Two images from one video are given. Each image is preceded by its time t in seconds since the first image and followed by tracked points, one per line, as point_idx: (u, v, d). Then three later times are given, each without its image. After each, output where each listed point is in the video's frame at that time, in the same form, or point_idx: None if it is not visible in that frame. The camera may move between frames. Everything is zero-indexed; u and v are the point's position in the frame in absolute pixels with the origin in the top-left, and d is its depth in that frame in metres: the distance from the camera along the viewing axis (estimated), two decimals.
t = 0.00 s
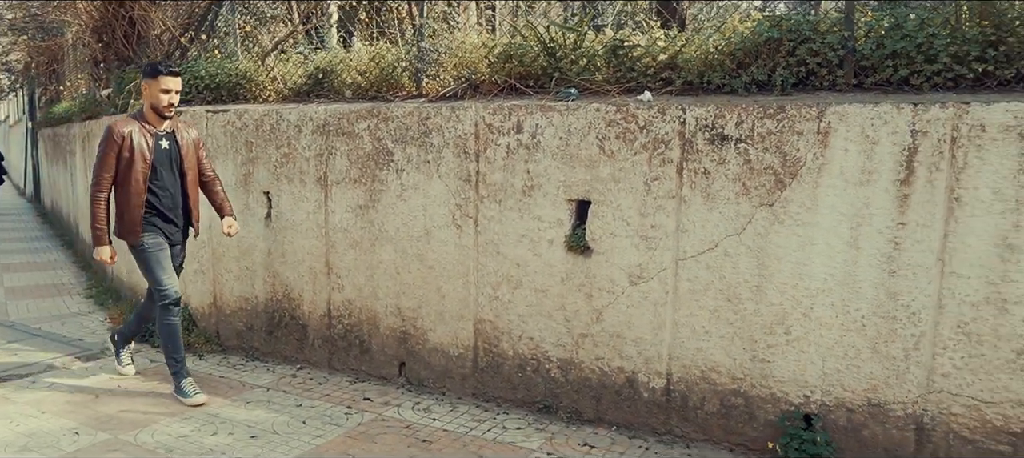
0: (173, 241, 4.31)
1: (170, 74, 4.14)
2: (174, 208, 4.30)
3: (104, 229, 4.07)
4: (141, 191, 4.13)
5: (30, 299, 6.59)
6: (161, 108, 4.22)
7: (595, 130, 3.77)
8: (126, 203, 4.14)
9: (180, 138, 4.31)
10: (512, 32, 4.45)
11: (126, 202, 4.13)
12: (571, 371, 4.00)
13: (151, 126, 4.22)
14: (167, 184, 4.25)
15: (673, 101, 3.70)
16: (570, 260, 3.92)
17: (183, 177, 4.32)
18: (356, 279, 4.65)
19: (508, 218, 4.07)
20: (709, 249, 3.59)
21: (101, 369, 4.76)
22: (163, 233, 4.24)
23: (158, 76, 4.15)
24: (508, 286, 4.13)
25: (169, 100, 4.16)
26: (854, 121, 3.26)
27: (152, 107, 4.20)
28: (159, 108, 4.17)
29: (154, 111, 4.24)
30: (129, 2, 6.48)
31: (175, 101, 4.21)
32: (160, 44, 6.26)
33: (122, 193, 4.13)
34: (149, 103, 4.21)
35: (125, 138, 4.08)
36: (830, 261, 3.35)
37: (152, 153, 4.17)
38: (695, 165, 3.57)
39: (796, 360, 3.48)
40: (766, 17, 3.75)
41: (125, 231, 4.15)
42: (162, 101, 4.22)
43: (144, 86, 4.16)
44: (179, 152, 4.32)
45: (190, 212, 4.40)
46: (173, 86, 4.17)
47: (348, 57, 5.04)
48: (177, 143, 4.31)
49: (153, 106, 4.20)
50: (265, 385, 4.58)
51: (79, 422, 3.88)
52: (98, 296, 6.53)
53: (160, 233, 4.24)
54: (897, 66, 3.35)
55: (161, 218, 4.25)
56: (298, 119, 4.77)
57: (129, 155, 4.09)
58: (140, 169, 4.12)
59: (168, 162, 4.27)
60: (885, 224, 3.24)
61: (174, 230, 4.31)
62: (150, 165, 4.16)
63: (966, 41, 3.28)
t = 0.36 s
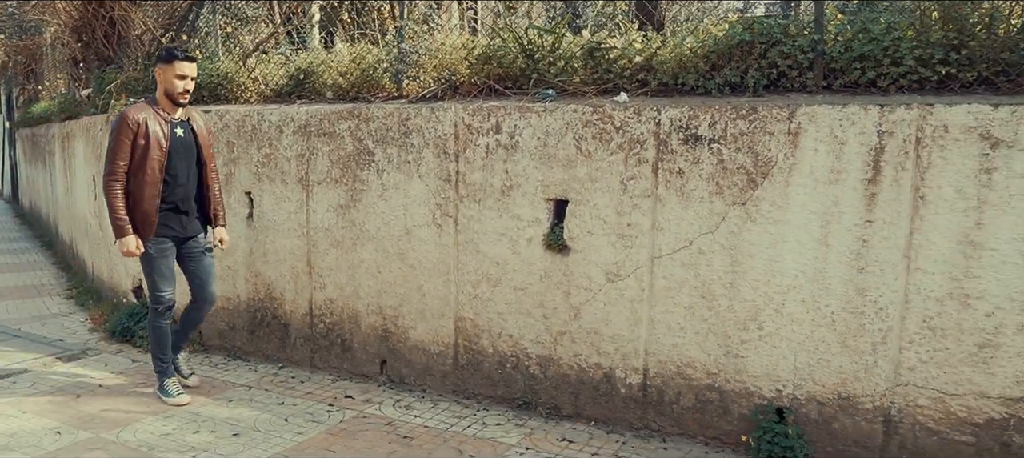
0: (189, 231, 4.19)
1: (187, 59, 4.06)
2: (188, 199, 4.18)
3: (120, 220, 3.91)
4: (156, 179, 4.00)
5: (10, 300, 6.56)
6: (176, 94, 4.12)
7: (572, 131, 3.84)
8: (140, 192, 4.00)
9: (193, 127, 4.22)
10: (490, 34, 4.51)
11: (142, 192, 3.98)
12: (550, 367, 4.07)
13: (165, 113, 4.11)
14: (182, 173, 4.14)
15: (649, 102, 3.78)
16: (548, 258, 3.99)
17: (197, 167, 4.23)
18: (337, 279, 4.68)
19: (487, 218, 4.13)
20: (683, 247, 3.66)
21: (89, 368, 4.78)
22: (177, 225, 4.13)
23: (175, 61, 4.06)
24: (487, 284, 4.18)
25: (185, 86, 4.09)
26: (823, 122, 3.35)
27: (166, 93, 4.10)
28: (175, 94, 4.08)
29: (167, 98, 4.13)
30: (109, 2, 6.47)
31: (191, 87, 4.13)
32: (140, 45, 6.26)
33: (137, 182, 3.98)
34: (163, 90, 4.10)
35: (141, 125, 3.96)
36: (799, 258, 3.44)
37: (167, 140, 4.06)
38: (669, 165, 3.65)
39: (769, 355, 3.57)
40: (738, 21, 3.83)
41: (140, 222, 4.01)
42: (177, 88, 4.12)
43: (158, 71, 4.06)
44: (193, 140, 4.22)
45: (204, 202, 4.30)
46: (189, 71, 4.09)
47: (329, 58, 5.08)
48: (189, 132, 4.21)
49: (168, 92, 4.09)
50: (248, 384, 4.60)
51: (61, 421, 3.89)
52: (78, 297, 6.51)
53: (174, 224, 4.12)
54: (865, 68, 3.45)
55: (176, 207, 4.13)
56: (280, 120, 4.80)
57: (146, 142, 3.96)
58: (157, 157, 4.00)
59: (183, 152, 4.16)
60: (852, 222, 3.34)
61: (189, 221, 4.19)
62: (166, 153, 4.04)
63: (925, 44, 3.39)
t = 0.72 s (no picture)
0: (205, 240, 4.17)
1: (209, 66, 4.04)
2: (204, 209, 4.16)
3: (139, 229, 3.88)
4: (176, 188, 3.98)
5: None
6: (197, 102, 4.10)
7: (548, 132, 3.91)
8: (159, 200, 3.97)
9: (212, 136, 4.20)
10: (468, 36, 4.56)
11: (160, 202, 3.96)
12: (527, 364, 4.14)
13: (185, 121, 4.09)
14: (200, 181, 4.12)
15: (622, 104, 3.86)
16: (525, 257, 4.05)
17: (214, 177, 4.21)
18: (318, 277, 4.73)
19: (465, 217, 4.19)
20: (656, 245, 3.75)
21: (70, 368, 4.81)
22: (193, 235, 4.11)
23: (198, 69, 4.03)
24: (465, 282, 4.25)
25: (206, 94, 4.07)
26: (791, 122, 3.44)
27: (186, 99, 4.08)
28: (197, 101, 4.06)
29: (187, 105, 4.11)
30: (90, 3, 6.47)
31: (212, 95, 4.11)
32: (122, 46, 6.27)
33: (156, 191, 3.96)
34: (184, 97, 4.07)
35: (161, 134, 3.94)
36: (767, 256, 3.53)
37: (187, 149, 4.03)
38: (642, 165, 3.73)
39: (738, 351, 3.66)
40: (709, 23, 3.92)
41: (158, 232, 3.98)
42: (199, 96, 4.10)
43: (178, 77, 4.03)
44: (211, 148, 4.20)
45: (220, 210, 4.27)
46: (211, 77, 4.07)
47: (309, 60, 5.12)
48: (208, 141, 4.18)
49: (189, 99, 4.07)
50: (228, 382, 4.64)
51: (42, 421, 3.92)
52: (60, 297, 6.51)
53: (190, 234, 4.10)
54: (830, 71, 3.55)
55: (194, 216, 4.10)
56: (261, 121, 4.85)
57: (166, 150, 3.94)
58: (177, 167, 3.98)
59: (202, 161, 4.14)
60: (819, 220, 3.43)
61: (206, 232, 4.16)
62: (185, 162, 4.02)
63: (892, 48, 3.48)
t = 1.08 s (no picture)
0: (231, 244, 4.08)
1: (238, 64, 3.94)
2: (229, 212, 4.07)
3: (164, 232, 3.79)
4: (205, 190, 3.90)
5: None
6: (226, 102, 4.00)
7: (521, 134, 3.99)
8: (185, 203, 3.88)
9: (239, 138, 4.10)
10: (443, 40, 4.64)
11: (186, 204, 3.88)
12: (502, 362, 4.22)
13: (213, 122, 4.00)
14: (227, 185, 4.03)
15: (593, 107, 3.95)
16: (500, 257, 4.13)
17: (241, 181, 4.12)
18: (297, 278, 4.80)
19: (440, 218, 4.27)
20: (625, 246, 3.84)
21: (52, 369, 4.86)
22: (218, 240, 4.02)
23: (227, 68, 3.94)
24: (442, 281, 4.33)
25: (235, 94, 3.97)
26: (754, 125, 3.54)
27: (214, 99, 3.97)
28: (226, 100, 3.96)
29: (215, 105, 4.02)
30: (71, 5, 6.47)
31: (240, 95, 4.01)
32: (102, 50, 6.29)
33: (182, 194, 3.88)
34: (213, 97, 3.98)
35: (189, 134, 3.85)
36: (733, 256, 3.63)
37: (216, 150, 3.95)
38: (612, 167, 3.82)
39: (706, 348, 3.75)
40: (676, 28, 4.01)
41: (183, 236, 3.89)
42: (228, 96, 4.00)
43: (207, 76, 3.93)
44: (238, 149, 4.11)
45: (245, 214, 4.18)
46: (240, 77, 3.97)
47: (288, 63, 5.19)
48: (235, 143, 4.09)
49: (218, 99, 3.97)
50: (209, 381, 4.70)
51: (23, 421, 3.97)
52: (42, 298, 6.54)
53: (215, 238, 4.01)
54: (793, 75, 3.65)
55: (220, 220, 4.01)
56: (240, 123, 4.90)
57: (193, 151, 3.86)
58: (204, 168, 3.89)
59: (229, 163, 4.05)
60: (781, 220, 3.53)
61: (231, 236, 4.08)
62: (213, 164, 3.93)
63: (851, 53, 3.59)
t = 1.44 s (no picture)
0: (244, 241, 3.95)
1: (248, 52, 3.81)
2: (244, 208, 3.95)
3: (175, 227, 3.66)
4: (217, 184, 3.78)
5: None
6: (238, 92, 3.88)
7: (491, 139, 4.06)
8: (197, 197, 3.75)
9: (252, 132, 4.00)
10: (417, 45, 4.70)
11: (198, 199, 3.75)
12: (474, 363, 4.29)
13: (225, 115, 3.90)
14: (239, 180, 3.92)
15: (561, 112, 4.02)
16: (472, 259, 4.20)
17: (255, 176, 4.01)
18: (273, 281, 4.84)
19: (413, 222, 4.33)
20: (593, 248, 3.91)
21: (28, 372, 4.88)
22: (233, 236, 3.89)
23: (236, 57, 3.81)
24: (415, 284, 4.38)
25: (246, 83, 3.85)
26: (715, 130, 3.62)
27: (225, 90, 3.86)
28: (237, 91, 3.84)
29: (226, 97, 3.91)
30: (48, 8, 6.45)
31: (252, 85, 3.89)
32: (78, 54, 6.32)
33: (193, 189, 3.76)
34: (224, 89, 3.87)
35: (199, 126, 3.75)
36: (696, 258, 3.71)
37: (228, 144, 3.85)
38: (579, 172, 3.89)
39: (671, 348, 3.83)
40: (643, 35, 4.10)
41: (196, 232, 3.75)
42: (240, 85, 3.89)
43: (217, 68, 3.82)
44: (251, 145, 4.01)
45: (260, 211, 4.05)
46: (251, 65, 3.85)
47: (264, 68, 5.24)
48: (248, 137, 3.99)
49: (229, 90, 3.86)
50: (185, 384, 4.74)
51: None
52: (20, 302, 6.55)
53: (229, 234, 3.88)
54: (755, 81, 3.74)
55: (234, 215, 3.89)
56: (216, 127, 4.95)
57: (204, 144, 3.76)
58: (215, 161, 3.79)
59: (242, 157, 3.95)
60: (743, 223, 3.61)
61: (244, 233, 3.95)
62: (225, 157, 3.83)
63: (812, 60, 3.68)
